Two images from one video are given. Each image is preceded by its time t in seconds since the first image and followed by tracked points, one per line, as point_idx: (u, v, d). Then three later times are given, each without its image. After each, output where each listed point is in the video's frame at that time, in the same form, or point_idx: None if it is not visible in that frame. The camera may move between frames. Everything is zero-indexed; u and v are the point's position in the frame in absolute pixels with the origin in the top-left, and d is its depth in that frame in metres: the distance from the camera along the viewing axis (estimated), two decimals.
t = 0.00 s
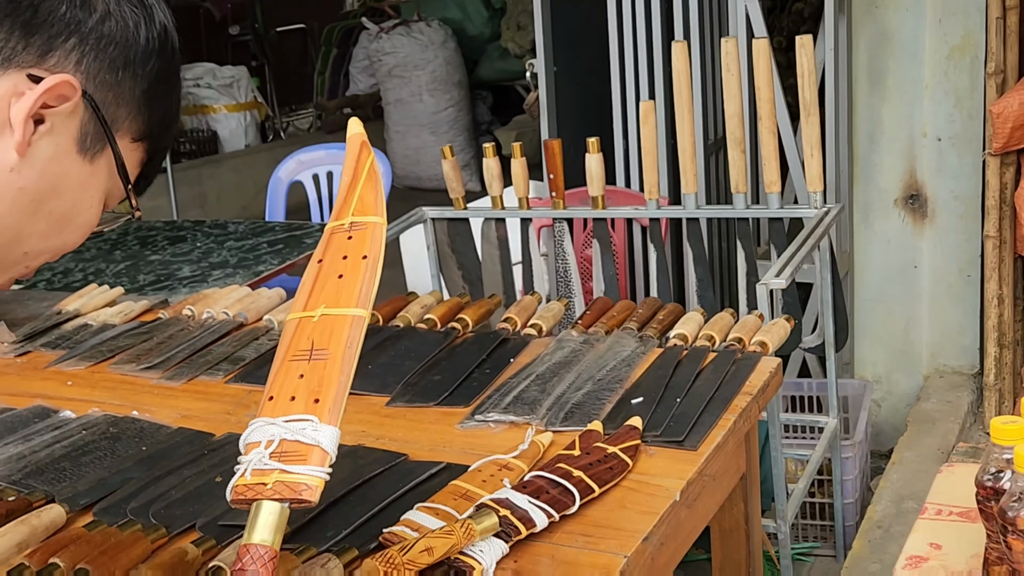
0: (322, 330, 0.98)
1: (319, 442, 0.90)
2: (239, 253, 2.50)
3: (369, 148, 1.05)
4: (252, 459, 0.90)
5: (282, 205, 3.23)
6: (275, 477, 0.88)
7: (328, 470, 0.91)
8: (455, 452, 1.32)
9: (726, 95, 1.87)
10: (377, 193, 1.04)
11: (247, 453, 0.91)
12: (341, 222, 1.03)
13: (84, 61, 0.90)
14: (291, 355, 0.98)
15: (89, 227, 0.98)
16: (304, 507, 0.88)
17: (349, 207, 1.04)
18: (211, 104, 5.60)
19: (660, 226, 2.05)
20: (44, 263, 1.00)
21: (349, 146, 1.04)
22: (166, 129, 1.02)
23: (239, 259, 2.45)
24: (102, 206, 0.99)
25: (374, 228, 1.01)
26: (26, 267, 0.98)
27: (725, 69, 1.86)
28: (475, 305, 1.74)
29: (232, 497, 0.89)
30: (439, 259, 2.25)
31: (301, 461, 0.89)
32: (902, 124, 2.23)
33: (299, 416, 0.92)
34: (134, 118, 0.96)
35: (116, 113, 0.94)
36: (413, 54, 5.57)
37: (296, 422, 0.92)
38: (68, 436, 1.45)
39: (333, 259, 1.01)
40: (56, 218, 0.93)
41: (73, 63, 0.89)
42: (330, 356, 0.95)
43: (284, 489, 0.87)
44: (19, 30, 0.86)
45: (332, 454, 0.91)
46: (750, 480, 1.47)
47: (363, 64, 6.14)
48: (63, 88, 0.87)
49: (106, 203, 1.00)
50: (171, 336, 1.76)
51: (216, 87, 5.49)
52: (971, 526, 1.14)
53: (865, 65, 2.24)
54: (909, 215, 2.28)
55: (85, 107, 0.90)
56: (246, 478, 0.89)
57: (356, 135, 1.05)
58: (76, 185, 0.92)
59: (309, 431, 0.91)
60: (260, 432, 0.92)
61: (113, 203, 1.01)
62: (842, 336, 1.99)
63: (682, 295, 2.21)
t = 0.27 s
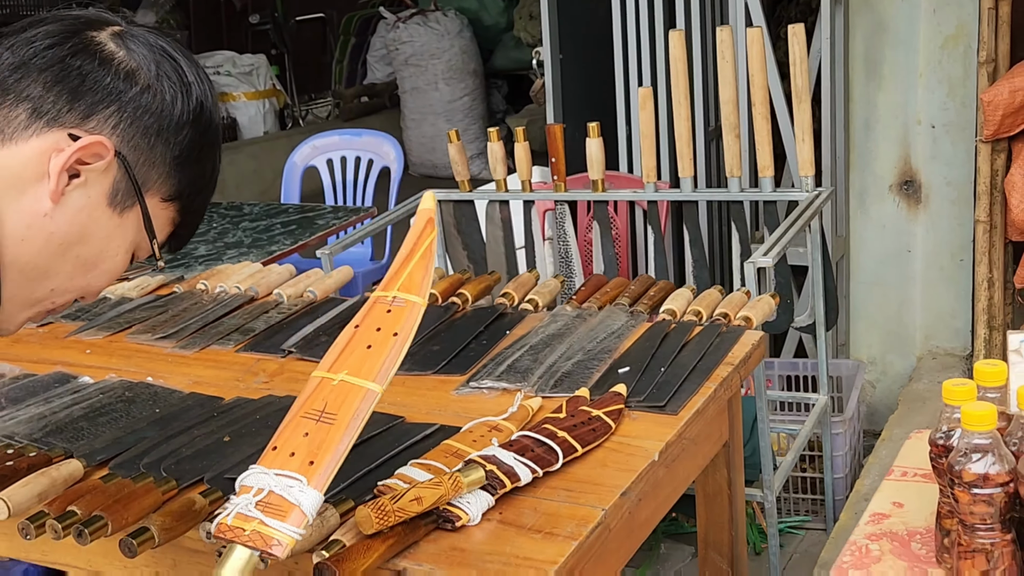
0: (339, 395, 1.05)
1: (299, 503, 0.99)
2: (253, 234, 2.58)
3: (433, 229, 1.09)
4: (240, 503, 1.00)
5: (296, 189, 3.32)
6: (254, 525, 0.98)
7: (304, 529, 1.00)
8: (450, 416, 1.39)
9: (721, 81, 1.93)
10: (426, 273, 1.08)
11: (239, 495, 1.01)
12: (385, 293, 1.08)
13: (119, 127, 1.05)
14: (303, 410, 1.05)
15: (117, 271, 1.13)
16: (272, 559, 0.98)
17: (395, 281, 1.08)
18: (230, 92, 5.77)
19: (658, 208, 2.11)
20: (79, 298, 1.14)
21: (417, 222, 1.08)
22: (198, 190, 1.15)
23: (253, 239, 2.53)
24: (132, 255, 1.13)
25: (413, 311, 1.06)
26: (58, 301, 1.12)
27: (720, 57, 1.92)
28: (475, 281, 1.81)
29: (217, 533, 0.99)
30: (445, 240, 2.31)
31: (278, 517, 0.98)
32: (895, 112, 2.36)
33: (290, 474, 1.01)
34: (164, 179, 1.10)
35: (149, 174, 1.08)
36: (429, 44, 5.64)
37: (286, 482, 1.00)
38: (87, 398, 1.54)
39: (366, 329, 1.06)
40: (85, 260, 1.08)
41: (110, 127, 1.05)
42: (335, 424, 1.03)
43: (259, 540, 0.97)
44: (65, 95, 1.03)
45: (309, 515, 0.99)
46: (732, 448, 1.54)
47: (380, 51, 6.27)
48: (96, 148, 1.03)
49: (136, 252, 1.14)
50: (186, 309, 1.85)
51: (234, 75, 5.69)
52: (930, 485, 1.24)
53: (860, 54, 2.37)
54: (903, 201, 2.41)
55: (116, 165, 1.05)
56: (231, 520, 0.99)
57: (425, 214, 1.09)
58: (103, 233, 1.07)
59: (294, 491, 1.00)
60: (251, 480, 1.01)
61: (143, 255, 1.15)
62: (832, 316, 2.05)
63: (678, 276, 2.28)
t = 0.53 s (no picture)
0: (339, 420, 1.11)
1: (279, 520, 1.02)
2: (269, 217, 2.64)
3: (461, 272, 1.22)
4: (224, 510, 1.03)
5: (312, 175, 3.38)
6: (232, 534, 1.01)
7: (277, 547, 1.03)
8: (455, 387, 1.45)
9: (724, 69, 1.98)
10: (443, 315, 1.18)
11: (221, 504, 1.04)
12: (401, 330, 1.18)
13: (137, 126, 1.10)
14: (303, 431, 1.11)
15: (136, 263, 1.16)
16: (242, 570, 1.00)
17: (413, 319, 1.18)
18: (248, 81, 5.85)
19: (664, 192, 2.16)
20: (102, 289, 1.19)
21: (447, 268, 1.22)
22: (215, 188, 1.19)
23: (269, 222, 2.60)
24: (152, 250, 1.17)
25: (425, 347, 1.16)
26: (80, 291, 1.17)
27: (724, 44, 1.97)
28: (482, 262, 1.87)
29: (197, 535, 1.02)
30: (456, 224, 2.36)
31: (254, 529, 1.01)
32: (899, 99, 2.47)
33: (275, 489, 1.04)
34: (180, 176, 1.14)
35: (166, 171, 1.12)
36: (445, 34, 5.69)
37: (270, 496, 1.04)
38: (108, 369, 1.60)
39: (377, 361, 1.16)
40: (104, 252, 1.12)
41: (128, 126, 1.10)
42: (328, 447, 1.08)
43: (234, 548, 1.00)
44: (86, 96, 1.08)
45: (285, 534, 1.03)
46: (729, 423, 1.60)
47: (397, 42, 6.36)
48: (114, 145, 1.07)
49: (156, 248, 1.18)
50: (203, 287, 1.91)
51: (253, 64, 5.78)
52: (912, 456, 1.39)
53: (865, 42, 2.48)
54: (906, 187, 2.52)
55: (133, 163, 1.09)
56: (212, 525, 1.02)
57: (456, 260, 1.23)
58: (121, 227, 1.11)
59: (276, 507, 1.03)
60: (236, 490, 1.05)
61: (163, 250, 1.19)
62: (833, 298, 2.10)
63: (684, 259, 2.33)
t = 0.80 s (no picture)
0: (356, 444, 1.09)
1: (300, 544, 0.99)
2: (287, 211, 2.68)
3: (473, 298, 1.19)
4: (245, 533, 1.00)
5: (330, 170, 3.41)
6: (253, 557, 0.97)
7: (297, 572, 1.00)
8: (470, 378, 1.47)
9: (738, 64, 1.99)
10: (457, 339, 1.17)
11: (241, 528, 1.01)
12: (417, 354, 1.17)
13: (176, 156, 1.06)
14: (321, 455, 1.09)
15: (176, 289, 1.13)
16: None
17: (429, 344, 1.17)
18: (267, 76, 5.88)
19: (677, 187, 2.18)
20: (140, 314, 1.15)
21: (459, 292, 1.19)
22: (255, 214, 1.15)
23: (287, 217, 2.63)
24: (191, 275, 1.14)
25: (439, 372, 1.14)
26: (119, 319, 1.14)
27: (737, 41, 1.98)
28: (497, 255, 1.90)
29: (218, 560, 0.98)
30: (472, 218, 2.38)
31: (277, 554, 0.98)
32: (913, 93, 2.49)
33: (296, 513, 1.02)
34: (220, 204, 1.10)
35: (205, 199, 1.09)
36: (462, 29, 5.72)
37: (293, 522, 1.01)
38: (130, 359, 1.63)
39: (393, 387, 1.14)
40: (144, 280, 1.09)
41: (167, 155, 1.06)
42: (346, 471, 1.06)
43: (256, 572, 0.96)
44: (126, 126, 1.04)
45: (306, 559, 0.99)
46: (740, 413, 1.62)
47: (413, 38, 6.42)
48: (154, 175, 1.03)
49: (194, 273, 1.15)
50: (223, 280, 1.94)
51: (271, 59, 5.81)
52: (920, 446, 1.41)
53: (879, 37, 2.50)
54: (920, 181, 2.54)
55: (173, 191, 1.06)
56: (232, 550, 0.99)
57: (469, 284, 1.19)
58: (161, 254, 1.08)
59: (297, 530, 1.01)
60: (257, 514, 1.02)
61: (202, 275, 1.16)
62: (846, 292, 2.11)
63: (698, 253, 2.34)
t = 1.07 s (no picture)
0: (382, 469, 1.10)
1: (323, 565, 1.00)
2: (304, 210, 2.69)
3: (503, 330, 1.18)
4: (270, 551, 1.01)
5: (346, 170, 3.42)
6: None
7: None
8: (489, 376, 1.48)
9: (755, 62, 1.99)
10: (486, 371, 1.17)
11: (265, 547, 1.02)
12: (445, 384, 1.17)
13: (200, 152, 1.07)
14: (347, 477, 1.09)
15: (197, 284, 1.14)
16: None
17: (456, 374, 1.17)
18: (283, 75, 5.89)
19: (694, 185, 2.18)
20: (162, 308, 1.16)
21: (488, 324, 1.19)
22: (277, 212, 1.16)
23: (304, 216, 2.64)
24: (212, 271, 1.15)
25: (466, 403, 1.14)
26: (140, 312, 1.14)
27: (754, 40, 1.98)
28: (515, 253, 1.90)
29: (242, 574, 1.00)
30: (488, 216, 2.39)
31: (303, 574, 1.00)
32: (930, 93, 2.48)
33: (323, 533, 1.03)
34: (242, 201, 1.11)
35: (228, 196, 1.09)
36: (477, 28, 5.72)
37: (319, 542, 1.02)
38: (151, 357, 1.65)
39: (421, 414, 1.14)
40: (166, 274, 1.10)
41: (192, 151, 1.07)
42: (373, 495, 1.07)
43: None
44: (152, 121, 1.06)
45: None
46: (758, 412, 1.62)
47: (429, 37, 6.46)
48: (178, 171, 1.04)
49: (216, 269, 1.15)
50: (242, 279, 1.96)
51: (287, 59, 5.84)
52: (940, 445, 1.41)
53: (896, 36, 2.50)
54: (937, 181, 2.53)
55: (196, 187, 1.07)
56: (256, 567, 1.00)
57: (497, 316, 1.19)
58: (184, 249, 1.09)
59: (321, 550, 1.02)
60: (282, 532, 1.03)
61: (224, 270, 1.17)
62: (863, 291, 2.11)
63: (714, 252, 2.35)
